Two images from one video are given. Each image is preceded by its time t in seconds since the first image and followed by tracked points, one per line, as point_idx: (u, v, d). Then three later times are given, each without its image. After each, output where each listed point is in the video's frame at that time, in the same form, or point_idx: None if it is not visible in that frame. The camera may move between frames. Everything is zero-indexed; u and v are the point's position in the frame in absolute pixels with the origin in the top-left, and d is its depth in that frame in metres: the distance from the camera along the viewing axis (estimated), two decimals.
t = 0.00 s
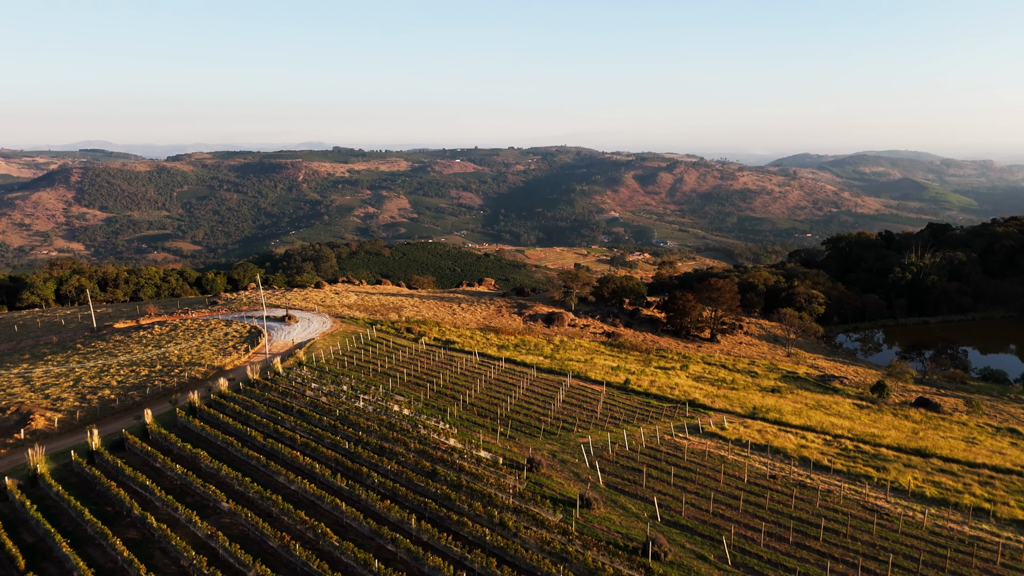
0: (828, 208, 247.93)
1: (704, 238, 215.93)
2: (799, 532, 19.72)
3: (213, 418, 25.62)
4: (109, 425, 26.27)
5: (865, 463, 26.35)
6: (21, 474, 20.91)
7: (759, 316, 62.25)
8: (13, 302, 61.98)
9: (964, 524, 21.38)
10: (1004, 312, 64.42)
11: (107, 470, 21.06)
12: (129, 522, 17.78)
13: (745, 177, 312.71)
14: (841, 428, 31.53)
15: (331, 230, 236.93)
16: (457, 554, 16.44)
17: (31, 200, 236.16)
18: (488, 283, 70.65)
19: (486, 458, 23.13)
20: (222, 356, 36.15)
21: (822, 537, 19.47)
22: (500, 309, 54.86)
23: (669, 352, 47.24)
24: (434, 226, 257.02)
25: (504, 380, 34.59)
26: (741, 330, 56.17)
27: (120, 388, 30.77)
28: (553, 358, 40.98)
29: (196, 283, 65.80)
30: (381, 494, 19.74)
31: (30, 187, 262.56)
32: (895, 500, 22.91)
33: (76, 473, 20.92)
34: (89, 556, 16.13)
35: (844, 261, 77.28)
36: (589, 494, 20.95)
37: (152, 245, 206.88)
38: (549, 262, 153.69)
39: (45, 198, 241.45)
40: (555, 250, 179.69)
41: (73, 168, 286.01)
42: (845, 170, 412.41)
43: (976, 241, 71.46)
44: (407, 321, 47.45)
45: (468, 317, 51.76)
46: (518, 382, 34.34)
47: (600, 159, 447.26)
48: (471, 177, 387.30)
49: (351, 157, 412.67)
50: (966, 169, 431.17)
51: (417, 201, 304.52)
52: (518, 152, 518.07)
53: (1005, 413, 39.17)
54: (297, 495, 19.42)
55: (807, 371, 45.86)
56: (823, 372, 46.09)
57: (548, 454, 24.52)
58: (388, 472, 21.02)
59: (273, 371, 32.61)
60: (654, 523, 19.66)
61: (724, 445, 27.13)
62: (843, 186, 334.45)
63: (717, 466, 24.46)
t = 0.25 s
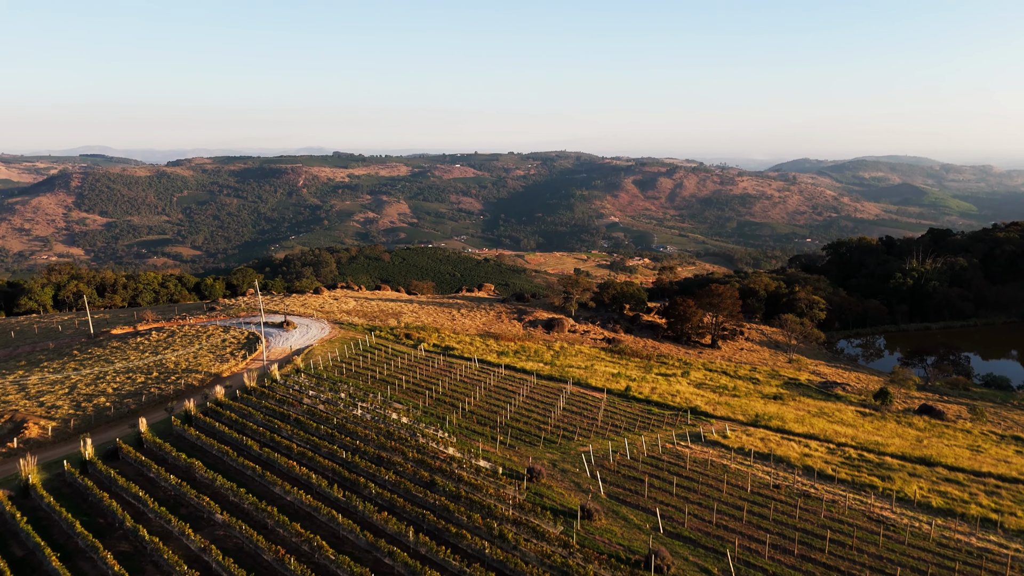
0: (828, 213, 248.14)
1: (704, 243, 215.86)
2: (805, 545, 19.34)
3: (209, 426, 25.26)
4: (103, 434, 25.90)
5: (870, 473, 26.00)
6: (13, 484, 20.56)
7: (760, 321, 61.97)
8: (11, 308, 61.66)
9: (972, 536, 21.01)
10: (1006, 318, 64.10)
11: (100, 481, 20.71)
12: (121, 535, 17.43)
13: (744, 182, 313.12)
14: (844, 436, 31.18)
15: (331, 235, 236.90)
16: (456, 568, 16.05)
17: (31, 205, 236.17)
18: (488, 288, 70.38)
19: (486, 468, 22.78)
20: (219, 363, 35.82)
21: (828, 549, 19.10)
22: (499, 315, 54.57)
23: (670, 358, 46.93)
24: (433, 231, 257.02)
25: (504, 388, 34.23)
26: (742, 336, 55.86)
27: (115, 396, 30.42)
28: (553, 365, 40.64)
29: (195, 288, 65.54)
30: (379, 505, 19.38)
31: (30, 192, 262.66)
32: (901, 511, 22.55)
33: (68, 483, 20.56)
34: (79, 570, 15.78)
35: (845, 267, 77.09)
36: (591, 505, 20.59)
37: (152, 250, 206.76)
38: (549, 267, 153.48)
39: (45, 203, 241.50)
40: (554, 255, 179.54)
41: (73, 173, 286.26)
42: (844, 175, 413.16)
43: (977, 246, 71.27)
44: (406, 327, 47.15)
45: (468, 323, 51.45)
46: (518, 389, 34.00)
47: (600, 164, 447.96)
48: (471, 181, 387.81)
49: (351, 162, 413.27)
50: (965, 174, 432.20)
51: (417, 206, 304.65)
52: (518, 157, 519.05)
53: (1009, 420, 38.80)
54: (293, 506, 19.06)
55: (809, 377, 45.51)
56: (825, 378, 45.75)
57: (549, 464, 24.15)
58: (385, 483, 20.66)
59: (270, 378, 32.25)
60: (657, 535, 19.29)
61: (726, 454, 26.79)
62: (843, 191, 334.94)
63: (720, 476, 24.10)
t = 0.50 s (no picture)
0: (827, 218, 248.35)
1: (704, 248, 215.73)
2: (810, 558, 18.95)
3: (205, 435, 24.90)
4: (97, 442, 25.54)
5: (875, 482, 25.63)
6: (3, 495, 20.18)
7: (761, 327, 61.67)
8: (8, 314, 61.32)
9: (980, 548, 20.62)
10: (1008, 324, 63.77)
11: (93, 491, 20.37)
12: (113, 547, 17.09)
13: (744, 187, 313.54)
14: (848, 444, 30.83)
15: (331, 240, 236.83)
16: None
17: (31, 210, 236.11)
18: (487, 293, 70.09)
19: (486, 478, 22.42)
20: (216, 369, 35.50)
21: (834, 562, 18.71)
22: (499, 321, 54.27)
23: (671, 364, 46.59)
24: (433, 236, 256.97)
25: (504, 395, 33.89)
26: (744, 342, 55.54)
27: (111, 403, 30.08)
28: (554, 371, 40.29)
29: (194, 293, 65.24)
30: (376, 517, 19.03)
31: (30, 197, 262.69)
32: (907, 522, 22.17)
33: (60, 494, 20.21)
34: None
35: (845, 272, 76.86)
36: (592, 516, 20.22)
37: (152, 255, 206.56)
38: (549, 272, 153.19)
39: (45, 208, 241.50)
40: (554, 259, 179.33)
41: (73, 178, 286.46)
42: (844, 180, 414.04)
43: (978, 252, 71.09)
44: (405, 333, 46.82)
45: (468, 329, 51.12)
46: (518, 396, 33.65)
47: (599, 169, 448.62)
48: (471, 186, 388.28)
49: (351, 167, 413.88)
50: (964, 179, 433.05)
51: (417, 211, 304.80)
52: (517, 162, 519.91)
53: (1014, 428, 38.42)
54: (288, 518, 18.70)
55: (811, 384, 45.15)
56: (827, 385, 45.39)
57: (549, 473, 23.79)
58: (383, 493, 20.30)
59: (267, 385, 31.90)
60: (659, 547, 18.92)
61: (729, 463, 26.43)
62: (842, 196, 335.35)
63: (722, 486, 23.75)
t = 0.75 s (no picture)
0: (827, 223, 248.59)
1: (704, 253, 215.66)
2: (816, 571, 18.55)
3: (200, 443, 24.55)
4: (91, 451, 25.18)
5: (880, 492, 25.27)
6: None
7: (762, 333, 61.38)
8: (6, 319, 61.00)
9: (987, 559, 20.23)
10: (1010, 330, 63.46)
11: (86, 501, 20.03)
12: (104, 560, 16.74)
13: (744, 192, 313.88)
14: (851, 451, 30.51)
15: (330, 245, 236.82)
16: None
17: (31, 215, 236.10)
18: (487, 299, 69.81)
19: (485, 488, 22.09)
20: (213, 376, 35.17)
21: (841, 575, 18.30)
22: (499, 327, 53.95)
23: (672, 371, 46.25)
24: (433, 241, 257.20)
25: (504, 402, 33.58)
26: (745, 347, 55.20)
27: (106, 411, 29.73)
28: (554, 378, 39.97)
29: (192, 299, 65.00)
30: (374, 529, 18.68)
31: (31, 203, 262.74)
32: (913, 532, 21.79)
33: (50, 505, 19.83)
34: None
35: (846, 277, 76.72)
36: (593, 527, 19.88)
37: (152, 260, 206.36)
38: (549, 277, 152.88)
39: (45, 213, 241.56)
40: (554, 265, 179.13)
41: (73, 183, 286.60)
42: (843, 185, 414.48)
43: (979, 257, 70.92)
44: (404, 339, 46.53)
45: (468, 335, 50.83)
46: (518, 403, 33.35)
47: (599, 174, 449.61)
48: (471, 192, 388.75)
49: (351, 172, 414.58)
50: (964, 184, 433.88)
51: (417, 216, 305.02)
52: (517, 167, 520.63)
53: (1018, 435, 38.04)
54: (284, 529, 18.36)
55: (813, 391, 44.80)
56: (829, 392, 45.07)
57: (549, 483, 23.42)
58: (380, 504, 19.94)
59: (265, 393, 31.57)
60: (662, 559, 18.55)
61: (732, 472, 26.07)
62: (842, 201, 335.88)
63: (725, 495, 23.39)
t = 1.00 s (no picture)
0: (826, 228, 248.72)
1: (704, 258, 215.60)
2: None
3: (196, 452, 24.21)
4: (85, 460, 24.86)
5: (885, 501, 24.90)
6: None
7: (763, 339, 61.05)
8: (4, 325, 60.72)
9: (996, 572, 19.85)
10: (1012, 335, 63.13)
11: (78, 512, 19.70)
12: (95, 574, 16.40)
13: (743, 197, 314.10)
14: (855, 460, 30.15)
15: (330, 250, 236.73)
16: None
17: (31, 220, 236.14)
18: (487, 304, 69.52)
19: (484, 498, 21.74)
20: (210, 383, 34.84)
21: None
22: (499, 333, 53.66)
23: (673, 377, 45.91)
24: (433, 246, 257.13)
25: (504, 409, 33.24)
26: (746, 353, 54.87)
27: (101, 419, 29.41)
28: (554, 385, 39.63)
29: (191, 304, 64.72)
30: (371, 541, 18.33)
31: (31, 208, 262.89)
32: (919, 543, 21.43)
33: (42, 516, 19.50)
34: None
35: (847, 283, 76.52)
36: (595, 539, 19.51)
37: (151, 265, 206.16)
38: (549, 282, 152.60)
39: (45, 218, 241.63)
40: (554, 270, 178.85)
41: (74, 188, 286.85)
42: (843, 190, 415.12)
43: (980, 262, 70.69)
44: (403, 346, 46.21)
45: (467, 341, 50.52)
46: (518, 410, 33.04)
47: (598, 179, 450.13)
48: (471, 197, 389.09)
49: (351, 177, 415.10)
50: (963, 189, 434.45)
51: (417, 221, 305.08)
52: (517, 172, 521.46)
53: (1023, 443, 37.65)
54: (279, 541, 18.02)
55: (815, 397, 44.46)
56: (832, 398, 44.73)
57: (549, 493, 23.07)
58: (378, 516, 19.58)
59: (262, 400, 31.23)
60: (665, 572, 18.18)
61: (735, 481, 25.73)
62: (842, 206, 336.24)
63: (728, 505, 23.06)
